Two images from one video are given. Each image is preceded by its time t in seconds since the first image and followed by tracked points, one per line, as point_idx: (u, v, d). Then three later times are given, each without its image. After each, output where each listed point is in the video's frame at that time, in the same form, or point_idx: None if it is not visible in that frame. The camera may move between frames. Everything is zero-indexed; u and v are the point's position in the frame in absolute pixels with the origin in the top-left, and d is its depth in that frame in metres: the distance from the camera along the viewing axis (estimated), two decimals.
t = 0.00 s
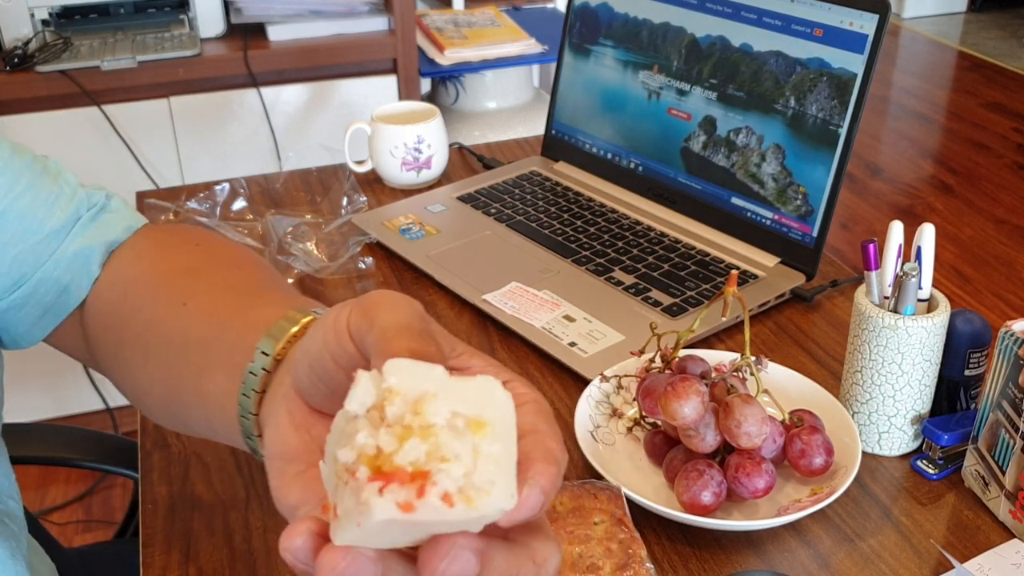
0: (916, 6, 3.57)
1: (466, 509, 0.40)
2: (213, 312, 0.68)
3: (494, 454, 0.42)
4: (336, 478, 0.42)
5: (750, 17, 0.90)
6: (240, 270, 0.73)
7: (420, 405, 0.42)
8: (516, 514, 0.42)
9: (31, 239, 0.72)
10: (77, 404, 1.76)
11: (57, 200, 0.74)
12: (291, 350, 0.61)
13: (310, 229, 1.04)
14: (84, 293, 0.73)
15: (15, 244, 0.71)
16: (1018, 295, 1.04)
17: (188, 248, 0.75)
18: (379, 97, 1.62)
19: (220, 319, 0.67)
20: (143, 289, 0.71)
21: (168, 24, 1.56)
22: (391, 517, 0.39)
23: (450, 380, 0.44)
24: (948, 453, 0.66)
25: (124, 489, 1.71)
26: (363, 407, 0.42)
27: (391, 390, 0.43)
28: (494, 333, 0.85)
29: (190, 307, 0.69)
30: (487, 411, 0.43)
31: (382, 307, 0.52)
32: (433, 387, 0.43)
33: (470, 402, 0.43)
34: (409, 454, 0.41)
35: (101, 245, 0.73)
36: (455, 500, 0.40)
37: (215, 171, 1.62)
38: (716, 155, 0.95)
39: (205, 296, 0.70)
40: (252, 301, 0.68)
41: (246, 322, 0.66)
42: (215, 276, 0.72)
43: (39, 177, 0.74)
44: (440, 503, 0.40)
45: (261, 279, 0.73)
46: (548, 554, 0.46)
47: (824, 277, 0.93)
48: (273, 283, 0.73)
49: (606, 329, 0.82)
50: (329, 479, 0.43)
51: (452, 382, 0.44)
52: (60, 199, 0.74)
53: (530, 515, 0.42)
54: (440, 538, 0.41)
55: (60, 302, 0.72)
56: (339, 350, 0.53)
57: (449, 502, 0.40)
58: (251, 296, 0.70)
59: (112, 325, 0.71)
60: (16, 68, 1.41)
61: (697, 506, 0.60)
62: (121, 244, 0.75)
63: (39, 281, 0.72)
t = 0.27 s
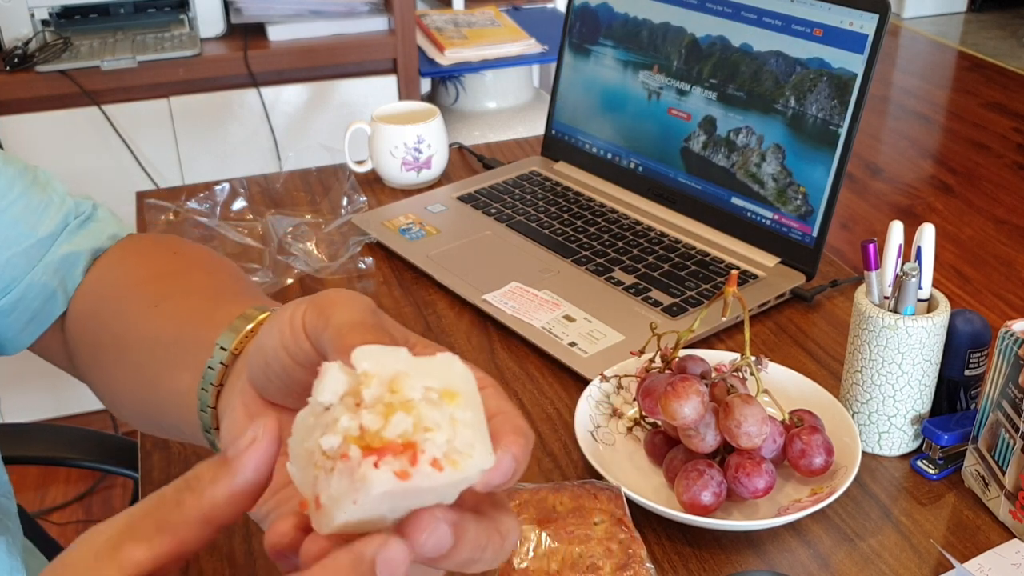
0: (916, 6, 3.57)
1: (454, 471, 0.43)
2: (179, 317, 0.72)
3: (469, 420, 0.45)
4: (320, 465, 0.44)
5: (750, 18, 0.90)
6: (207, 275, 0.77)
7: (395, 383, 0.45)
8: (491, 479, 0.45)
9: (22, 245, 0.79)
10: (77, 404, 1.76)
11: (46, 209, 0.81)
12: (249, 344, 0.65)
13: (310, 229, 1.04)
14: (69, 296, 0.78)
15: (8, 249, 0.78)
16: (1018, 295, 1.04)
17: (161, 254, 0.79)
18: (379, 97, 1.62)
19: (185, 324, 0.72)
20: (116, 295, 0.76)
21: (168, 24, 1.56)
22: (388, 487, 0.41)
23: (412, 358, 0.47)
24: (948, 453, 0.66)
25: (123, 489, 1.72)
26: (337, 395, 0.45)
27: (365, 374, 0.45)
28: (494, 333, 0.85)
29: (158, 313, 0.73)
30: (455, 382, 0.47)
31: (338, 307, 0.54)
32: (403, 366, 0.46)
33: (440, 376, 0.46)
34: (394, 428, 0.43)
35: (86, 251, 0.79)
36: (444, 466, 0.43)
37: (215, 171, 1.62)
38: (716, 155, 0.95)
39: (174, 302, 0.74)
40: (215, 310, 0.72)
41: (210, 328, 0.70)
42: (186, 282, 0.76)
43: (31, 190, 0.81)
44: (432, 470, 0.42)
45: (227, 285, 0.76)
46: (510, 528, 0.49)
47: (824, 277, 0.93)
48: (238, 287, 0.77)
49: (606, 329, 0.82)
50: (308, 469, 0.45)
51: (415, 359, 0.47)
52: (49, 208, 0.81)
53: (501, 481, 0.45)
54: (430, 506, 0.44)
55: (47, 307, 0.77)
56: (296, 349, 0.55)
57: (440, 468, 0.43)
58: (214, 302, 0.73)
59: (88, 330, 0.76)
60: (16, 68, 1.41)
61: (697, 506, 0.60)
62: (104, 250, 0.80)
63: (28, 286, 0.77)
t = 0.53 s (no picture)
0: (916, 6, 3.57)
1: (427, 462, 0.47)
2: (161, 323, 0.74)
3: (435, 413, 0.50)
4: (297, 469, 0.47)
5: (751, 18, 0.90)
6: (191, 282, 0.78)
7: (364, 385, 0.49)
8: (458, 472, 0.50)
9: (13, 249, 0.78)
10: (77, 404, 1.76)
11: (38, 213, 0.80)
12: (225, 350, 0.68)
13: (310, 229, 1.04)
14: (58, 299, 0.79)
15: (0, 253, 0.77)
16: (1018, 295, 1.04)
17: (147, 260, 0.81)
18: (379, 97, 1.62)
19: (170, 329, 0.73)
20: (104, 300, 0.77)
21: (167, 24, 1.56)
22: (368, 479, 0.46)
23: (376, 361, 0.52)
24: (948, 453, 0.66)
25: (123, 489, 1.72)
26: (307, 402, 0.49)
27: (336, 382, 0.49)
28: (494, 333, 0.85)
29: (144, 319, 0.75)
30: (419, 381, 0.51)
31: (305, 313, 0.60)
32: (370, 371, 0.50)
33: (406, 378, 0.51)
34: (368, 424, 0.48)
35: (76, 256, 0.80)
36: (417, 456, 0.47)
37: (215, 171, 1.62)
38: (716, 155, 0.95)
39: (156, 308, 0.75)
40: (197, 317, 0.74)
41: (194, 334, 0.72)
42: (168, 288, 0.77)
43: (21, 194, 0.80)
44: (406, 460, 0.47)
45: (211, 292, 0.78)
46: (478, 520, 0.54)
47: (824, 277, 0.93)
48: (221, 294, 0.78)
49: (606, 329, 0.82)
50: (284, 476, 0.48)
51: (379, 363, 0.52)
52: (41, 213, 0.80)
53: (470, 472, 0.50)
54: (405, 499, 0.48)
55: (37, 310, 0.78)
56: (270, 355, 0.61)
57: (413, 458, 0.47)
58: (197, 309, 0.75)
59: (77, 333, 0.77)
60: (16, 68, 1.41)
61: (697, 506, 0.60)
62: (95, 256, 0.81)
63: (19, 289, 0.77)
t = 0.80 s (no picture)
0: (916, 6, 3.57)
1: (414, 450, 0.48)
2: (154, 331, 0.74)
3: (418, 407, 0.51)
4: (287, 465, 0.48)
5: (751, 18, 0.90)
6: (183, 288, 0.78)
7: (349, 382, 0.51)
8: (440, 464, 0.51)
9: (12, 253, 0.77)
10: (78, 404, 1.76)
11: (35, 219, 0.80)
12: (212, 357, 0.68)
13: (310, 229, 1.04)
14: (53, 304, 0.78)
15: None
16: (1018, 295, 1.04)
17: (139, 265, 0.80)
18: (379, 97, 1.62)
19: (162, 336, 0.73)
20: (96, 305, 0.77)
21: (167, 24, 1.56)
22: (359, 466, 0.46)
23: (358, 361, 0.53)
24: (948, 453, 0.66)
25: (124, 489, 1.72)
26: (298, 400, 0.50)
27: (324, 380, 0.51)
28: (494, 333, 0.85)
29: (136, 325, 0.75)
30: (400, 379, 0.53)
31: (291, 320, 0.60)
32: (353, 369, 0.52)
33: (389, 375, 0.52)
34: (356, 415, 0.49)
35: (73, 261, 0.79)
36: (404, 445, 0.48)
37: (215, 171, 1.62)
38: (716, 155, 0.95)
39: (149, 315, 0.75)
40: (189, 326, 0.73)
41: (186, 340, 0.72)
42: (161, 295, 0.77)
43: (17, 199, 0.80)
44: (394, 448, 0.48)
45: (204, 300, 0.78)
46: (458, 516, 0.54)
47: (824, 277, 0.93)
48: (213, 302, 0.78)
49: (606, 329, 0.82)
50: (275, 474, 0.48)
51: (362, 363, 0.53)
52: (38, 219, 0.80)
53: (451, 464, 0.51)
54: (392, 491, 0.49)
55: (34, 315, 0.77)
56: (257, 361, 0.61)
57: (400, 446, 0.48)
58: (189, 316, 0.75)
59: (67, 337, 0.76)
60: (16, 68, 1.41)
61: (697, 505, 0.60)
62: (91, 260, 0.80)
63: (18, 293, 0.76)
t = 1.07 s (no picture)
0: (916, 6, 3.57)
1: (421, 442, 0.49)
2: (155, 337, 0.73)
3: (420, 401, 0.52)
4: (299, 463, 0.49)
5: (751, 18, 0.90)
6: (184, 292, 0.78)
7: (354, 379, 0.52)
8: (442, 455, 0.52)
9: (15, 258, 0.76)
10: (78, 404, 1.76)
11: (39, 224, 0.79)
12: (216, 358, 0.68)
13: (310, 229, 1.04)
14: (54, 308, 0.78)
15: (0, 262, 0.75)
16: (1018, 295, 1.04)
17: (140, 269, 0.80)
18: (379, 97, 1.62)
19: (163, 342, 0.73)
20: (96, 309, 0.77)
21: (167, 24, 1.56)
22: (372, 460, 0.47)
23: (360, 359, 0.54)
24: (948, 453, 0.66)
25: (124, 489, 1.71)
26: (310, 399, 0.50)
27: (331, 378, 0.51)
28: (494, 333, 0.85)
29: (137, 330, 0.74)
30: (401, 374, 0.54)
31: (291, 321, 0.61)
32: (356, 366, 0.53)
33: (390, 371, 0.53)
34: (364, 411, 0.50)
35: (76, 265, 0.79)
36: (411, 438, 0.49)
37: (215, 171, 1.62)
38: (716, 154, 0.95)
39: (149, 320, 0.75)
40: (187, 331, 0.73)
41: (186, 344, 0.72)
42: (160, 299, 0.77)
43: (19, 202, 0.78)
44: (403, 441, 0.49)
45: (202, 302, 0.78)
46: (460, 509, 0.54)
47: (824, 277, 0.93)
48: (213, 305, 0.78)
49: (606, 329, 0.82)
50: (284, 473, 0.49)
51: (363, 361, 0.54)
52: (41, 223, 0.79)
53: (453, 454, 0.52)
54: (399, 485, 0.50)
55: (36, 318, 0.76)
56: (259, 363, 0.61)
57: (408, 439, 0.49)
58: (190, 319, 0.74)
59: (69, 342, 0.76)
60: (16, 68, 1.41)
61: (697, 505, 0.60)
62: (94, 265, 0.80)
63: (20, 298, 0.75)
